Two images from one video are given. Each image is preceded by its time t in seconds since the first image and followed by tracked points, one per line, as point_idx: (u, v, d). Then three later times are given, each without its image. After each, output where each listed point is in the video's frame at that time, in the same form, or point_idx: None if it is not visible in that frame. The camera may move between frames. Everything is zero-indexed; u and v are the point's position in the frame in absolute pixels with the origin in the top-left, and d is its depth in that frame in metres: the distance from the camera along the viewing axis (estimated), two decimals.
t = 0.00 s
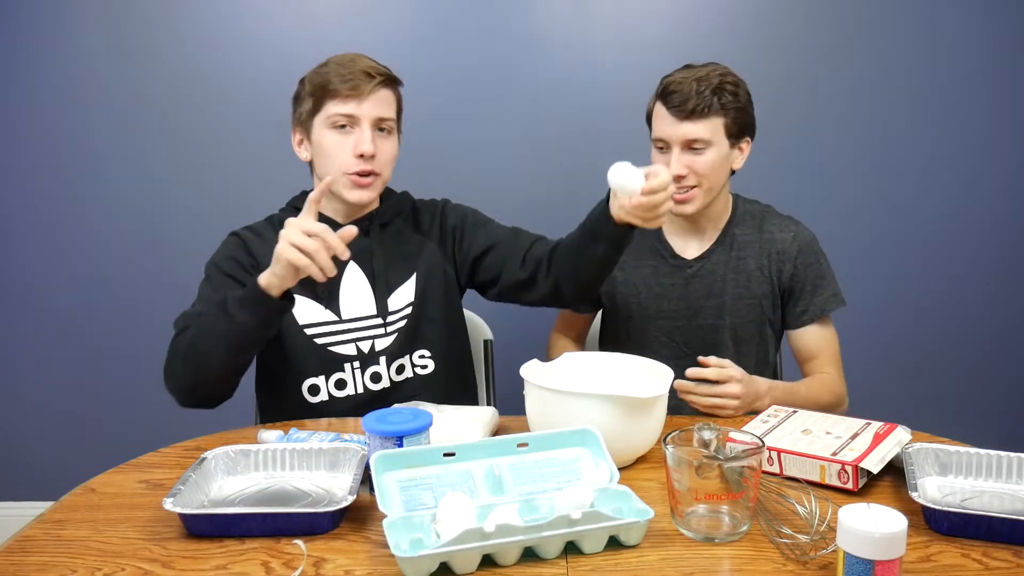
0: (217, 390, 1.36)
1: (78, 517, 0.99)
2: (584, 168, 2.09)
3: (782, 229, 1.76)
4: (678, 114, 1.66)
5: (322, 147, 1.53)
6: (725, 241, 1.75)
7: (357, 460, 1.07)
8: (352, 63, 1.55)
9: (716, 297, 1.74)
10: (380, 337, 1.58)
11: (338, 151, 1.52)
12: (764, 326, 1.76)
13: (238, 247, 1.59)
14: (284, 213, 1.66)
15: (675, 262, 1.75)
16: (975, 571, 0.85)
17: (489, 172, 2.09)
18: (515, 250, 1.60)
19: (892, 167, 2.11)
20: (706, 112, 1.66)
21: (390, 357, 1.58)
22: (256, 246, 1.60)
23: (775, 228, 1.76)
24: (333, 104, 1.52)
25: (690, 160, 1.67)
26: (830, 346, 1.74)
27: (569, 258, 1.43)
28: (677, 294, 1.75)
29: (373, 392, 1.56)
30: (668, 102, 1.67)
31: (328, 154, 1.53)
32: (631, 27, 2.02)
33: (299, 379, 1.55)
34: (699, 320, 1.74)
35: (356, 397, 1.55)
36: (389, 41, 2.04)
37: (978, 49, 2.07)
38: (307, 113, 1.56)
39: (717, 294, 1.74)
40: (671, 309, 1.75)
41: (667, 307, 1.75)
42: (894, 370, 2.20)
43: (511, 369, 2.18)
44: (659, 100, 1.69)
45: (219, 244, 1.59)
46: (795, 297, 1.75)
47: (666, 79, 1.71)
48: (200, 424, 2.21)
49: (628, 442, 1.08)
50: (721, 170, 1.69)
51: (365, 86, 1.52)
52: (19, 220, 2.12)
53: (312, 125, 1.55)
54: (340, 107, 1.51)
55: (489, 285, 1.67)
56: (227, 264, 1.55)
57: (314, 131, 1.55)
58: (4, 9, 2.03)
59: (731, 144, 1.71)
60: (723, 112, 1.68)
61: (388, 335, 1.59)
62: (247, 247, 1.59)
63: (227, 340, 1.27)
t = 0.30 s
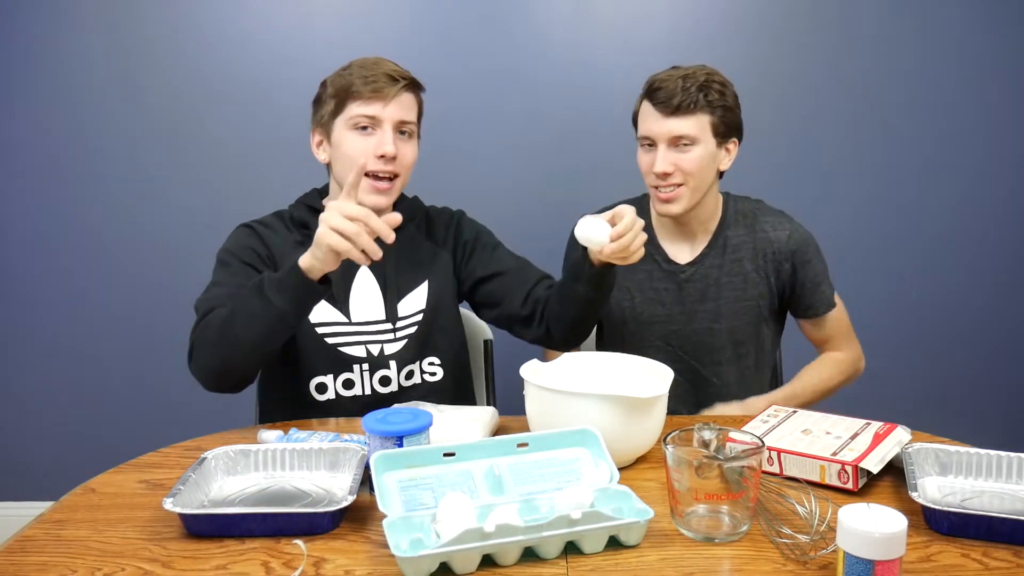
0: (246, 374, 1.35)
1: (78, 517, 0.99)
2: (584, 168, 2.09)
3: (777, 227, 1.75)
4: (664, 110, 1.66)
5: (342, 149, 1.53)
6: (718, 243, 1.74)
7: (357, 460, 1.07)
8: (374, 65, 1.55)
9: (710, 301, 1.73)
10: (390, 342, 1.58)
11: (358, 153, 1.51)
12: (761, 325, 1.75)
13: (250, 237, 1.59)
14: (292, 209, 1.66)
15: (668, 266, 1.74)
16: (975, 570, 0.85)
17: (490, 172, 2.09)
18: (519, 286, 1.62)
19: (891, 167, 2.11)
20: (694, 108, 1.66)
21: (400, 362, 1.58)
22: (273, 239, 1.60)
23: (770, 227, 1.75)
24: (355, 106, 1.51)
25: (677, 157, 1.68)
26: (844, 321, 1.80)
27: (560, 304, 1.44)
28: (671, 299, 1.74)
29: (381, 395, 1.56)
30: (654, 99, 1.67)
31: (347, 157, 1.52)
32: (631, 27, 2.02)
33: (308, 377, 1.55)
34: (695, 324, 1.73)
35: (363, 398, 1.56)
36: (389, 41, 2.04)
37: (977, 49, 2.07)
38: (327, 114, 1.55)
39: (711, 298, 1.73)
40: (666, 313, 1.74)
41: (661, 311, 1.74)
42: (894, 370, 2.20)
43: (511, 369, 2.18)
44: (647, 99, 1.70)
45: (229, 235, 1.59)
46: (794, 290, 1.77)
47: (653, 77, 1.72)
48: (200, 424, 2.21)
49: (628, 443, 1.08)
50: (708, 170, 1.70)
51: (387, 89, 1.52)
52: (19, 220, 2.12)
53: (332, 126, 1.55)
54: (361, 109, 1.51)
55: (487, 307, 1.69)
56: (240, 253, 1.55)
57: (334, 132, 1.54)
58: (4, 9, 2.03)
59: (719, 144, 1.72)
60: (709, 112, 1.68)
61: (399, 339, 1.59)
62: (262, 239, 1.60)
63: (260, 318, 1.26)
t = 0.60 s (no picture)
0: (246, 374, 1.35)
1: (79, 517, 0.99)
2: (584, 168, 2.09)
3: (774, 223, 1.75)
4: (669, 121, 1.62)
5: (350, 151, 1.53)
6: (715, 250, 1.72)
7: (357, 460, 1.07)
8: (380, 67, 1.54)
9: (711, 304, 1.72)
10: (395, 346, 1.58)
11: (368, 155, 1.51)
12: (761, 323, 1.76)
13: (256, 237, 1.59)
14: (297, 208, 1.65)
15: (667, 272, 1.71)
16: (975, 570, 0.85)
17: (490, 172, 2.09)
18: (528, 289, 1.62)
19: (892, 167, 2.11)
20: (698, 116, 1.63)
21: (405, 367, 1.58)
22: (278, 237, 1.60)
23: (767, 225, 1.75)
24: (363, 108, 1.51)
25: (686, 168, 1.64)
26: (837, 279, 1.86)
27: (567, 311, 1.43)
28: (670, 303, 1.72)
29: (385, 400, 1.57)
30: (654, 111, 1.63)
31: (354, 159, 1.53)
32: (631, 27, 2.02)
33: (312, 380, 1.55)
34: (694, 328, 1.72)
35: (367, 403, 1.56)
36: (390, 42, 2.04)
37: (978, 49, 2.07)
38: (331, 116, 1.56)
39: (711, 301, 1.72)
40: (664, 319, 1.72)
41: (660, 315, 1.72)
42: (895, 369, 2.20)
43: (511, 369, 2.18)
44: (643, 112, 1.65)
45: (235, 234, 1.59)
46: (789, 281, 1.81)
47: (641, 92, 1.66)
48: (200, 424, 2.21)
49: (628, 443, 1.09)
50: (712, 177, 1.67)
51: (394, 91, 1.51)
52: (19, 220, 2.12)
53: (337, 128, 1.55)
54: (369, 112, 1.51)
55: (495, 310, 1.69)
56: (246, 250, 1.54)
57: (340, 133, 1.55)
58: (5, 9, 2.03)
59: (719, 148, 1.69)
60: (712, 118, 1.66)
61: (403, 344, 1.59)
62: (268, 238, 1.60)
63: (267, 317, 1.27)
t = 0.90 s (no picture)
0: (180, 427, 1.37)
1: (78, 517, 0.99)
2: (584, 167, 2.09)
3: (775, 225, 1.74)
4: (662, 143, 1.58)
5: (341, 180, 1.45)
6: (716, 252, 1.72)
7: (357, 460, 1.07)
8: (362, 88, 1.41)
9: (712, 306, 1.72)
10: (391, 352, 1.58)
11: (359, 186, 1.43)
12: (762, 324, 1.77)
13: (237, 259, 1.58)
14: (288, 216, 1.62)
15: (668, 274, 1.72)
16: (975, 570, 0.85)
17: (490, 172, 2.09)
18: (532, 271, 1.58)
19: (892, 167, 2.11)
20: (692, 137, 1.58)
21: (402, 372, 1.58)
22: (258, 259, 1.58)
23: (768, 227, 1.74)
24: (350, 138, 1.41)
25: (677, 188, 1.60)
26: (845, 269, 1.84)
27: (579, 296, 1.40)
28: (670, 304, 1.72)
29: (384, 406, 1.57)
30: (648, 131, 1.59)
31: (349, 187, 1.44)
32: (632, 27, 2.02)
33: (308, 392, 1.56)
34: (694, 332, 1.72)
35: (365, 411, 1.56)
36: (390, 41, 2.03)
37: (978, 48, 2.07)
38: (314, 138, 1.46)
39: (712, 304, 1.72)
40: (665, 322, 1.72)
41: (659, 316, 1.72)
42: (894, 369, 2.20)
43: (511, 369, 2.18)
44: (636, 126, 1.61)
45: (219, 255, 1.59)
46: (790, 282, 1.80)
47: (640, 103, 1.64)
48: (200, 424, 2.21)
49: (629, 443, 1.09)
50: (707, 192, 1.63)
51: (383, 116, 1.40)
52: (19, 220, 2.12)
53: (325, 154, 1.45)
54: (356, 141, 1.41)
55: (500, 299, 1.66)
56: (220, 278, 1.56)
57: (328, 160, 1.45)
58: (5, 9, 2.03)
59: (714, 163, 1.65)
60: (706, 138, 1.61)
61: (400, 349, 1.58)
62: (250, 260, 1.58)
63: (175, 396, 1.31)
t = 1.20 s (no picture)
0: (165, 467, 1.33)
1: (78, 517, 0.99)
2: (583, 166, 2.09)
3: (785, 237, 1.72)
4: (682, 151, 1.57)
5: (287, 204, 1.42)
6: (725, 261, 1.70)
7: (357, 460, 1.07)
8: (298, 102, 1.35)
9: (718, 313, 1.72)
10: (368, 377, 1.55)
11: (307, 209, 1.40)
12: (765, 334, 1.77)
13: (201, 291, 1.54)
14: (253, 240, 1.57)
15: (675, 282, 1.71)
16: (975, 570, 0.85)
17: (490, 172, 2.09)
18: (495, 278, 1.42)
19: (892, 167, 2.11)
20: (711, 145, 1.58)
21: (382, 396, 1.55)
22: (224, 290, 1.54)
23: (778, 238, 1.71)
24: (289, 160, 1.37)
25: (695, 196, 1.60)
26: (848, 280, 1.83)
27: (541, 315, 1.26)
28: (675, 310, 1.73)
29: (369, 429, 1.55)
30: (667, 139, 1.58)
31: (295, 210, 1.41)
32: (632, 27, 2.02)
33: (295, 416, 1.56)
34: (698, 337, 1.73)
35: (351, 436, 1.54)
36: (390, 41, 2.03)
37: (978, 48, 2.07)
38: (257, 163, 1.42)
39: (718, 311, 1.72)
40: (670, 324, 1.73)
41: (664, 321, 1.74)
42: (894, 368, 2.20)
43: (511, 369, 2.18)
44: (654, 134, 1.60)
45: (185, 288, 1.56)
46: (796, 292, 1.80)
47: (657, 111, 1.62)
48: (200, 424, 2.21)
49: (629, 443, 1.09)
50: (724, 202, 1.63)
51: (317, 132, 1.34)
52: (20, 220, 2.12)
53: (268, 177, 1.42)
54: (296, 164, 1.36)
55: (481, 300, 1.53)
56: (190, 313, 1.53)
57: (273, 184, 1.42)
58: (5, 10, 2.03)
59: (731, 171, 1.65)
60: (726, 140, 1.61)
61: (377, 374, 1.56)
62: (214, 290, 1.54)
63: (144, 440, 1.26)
